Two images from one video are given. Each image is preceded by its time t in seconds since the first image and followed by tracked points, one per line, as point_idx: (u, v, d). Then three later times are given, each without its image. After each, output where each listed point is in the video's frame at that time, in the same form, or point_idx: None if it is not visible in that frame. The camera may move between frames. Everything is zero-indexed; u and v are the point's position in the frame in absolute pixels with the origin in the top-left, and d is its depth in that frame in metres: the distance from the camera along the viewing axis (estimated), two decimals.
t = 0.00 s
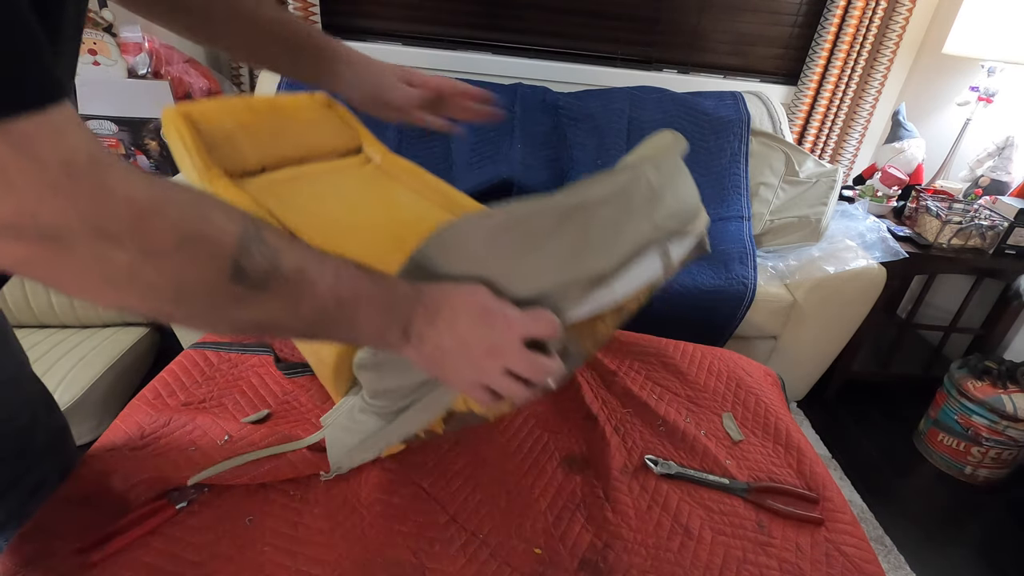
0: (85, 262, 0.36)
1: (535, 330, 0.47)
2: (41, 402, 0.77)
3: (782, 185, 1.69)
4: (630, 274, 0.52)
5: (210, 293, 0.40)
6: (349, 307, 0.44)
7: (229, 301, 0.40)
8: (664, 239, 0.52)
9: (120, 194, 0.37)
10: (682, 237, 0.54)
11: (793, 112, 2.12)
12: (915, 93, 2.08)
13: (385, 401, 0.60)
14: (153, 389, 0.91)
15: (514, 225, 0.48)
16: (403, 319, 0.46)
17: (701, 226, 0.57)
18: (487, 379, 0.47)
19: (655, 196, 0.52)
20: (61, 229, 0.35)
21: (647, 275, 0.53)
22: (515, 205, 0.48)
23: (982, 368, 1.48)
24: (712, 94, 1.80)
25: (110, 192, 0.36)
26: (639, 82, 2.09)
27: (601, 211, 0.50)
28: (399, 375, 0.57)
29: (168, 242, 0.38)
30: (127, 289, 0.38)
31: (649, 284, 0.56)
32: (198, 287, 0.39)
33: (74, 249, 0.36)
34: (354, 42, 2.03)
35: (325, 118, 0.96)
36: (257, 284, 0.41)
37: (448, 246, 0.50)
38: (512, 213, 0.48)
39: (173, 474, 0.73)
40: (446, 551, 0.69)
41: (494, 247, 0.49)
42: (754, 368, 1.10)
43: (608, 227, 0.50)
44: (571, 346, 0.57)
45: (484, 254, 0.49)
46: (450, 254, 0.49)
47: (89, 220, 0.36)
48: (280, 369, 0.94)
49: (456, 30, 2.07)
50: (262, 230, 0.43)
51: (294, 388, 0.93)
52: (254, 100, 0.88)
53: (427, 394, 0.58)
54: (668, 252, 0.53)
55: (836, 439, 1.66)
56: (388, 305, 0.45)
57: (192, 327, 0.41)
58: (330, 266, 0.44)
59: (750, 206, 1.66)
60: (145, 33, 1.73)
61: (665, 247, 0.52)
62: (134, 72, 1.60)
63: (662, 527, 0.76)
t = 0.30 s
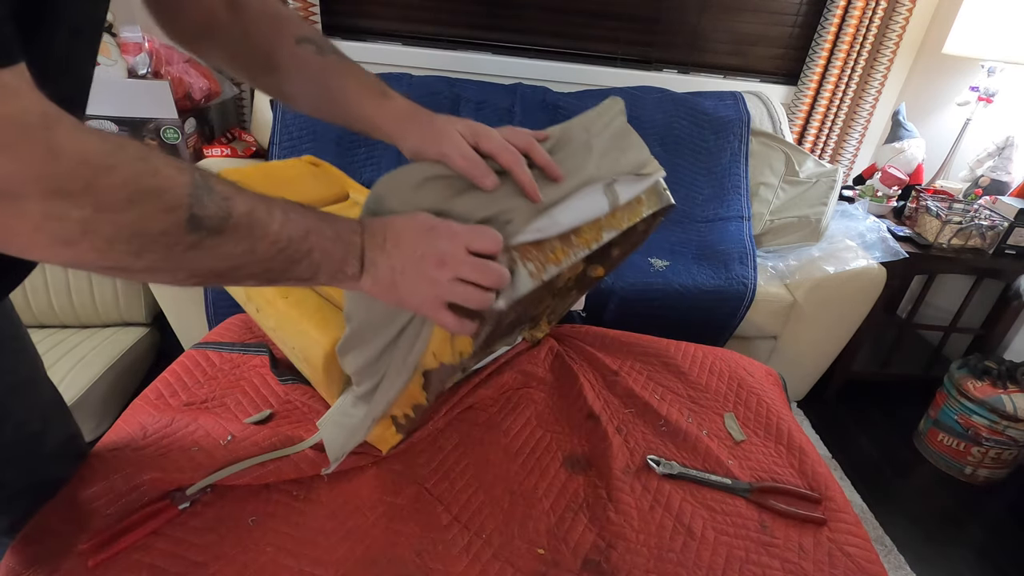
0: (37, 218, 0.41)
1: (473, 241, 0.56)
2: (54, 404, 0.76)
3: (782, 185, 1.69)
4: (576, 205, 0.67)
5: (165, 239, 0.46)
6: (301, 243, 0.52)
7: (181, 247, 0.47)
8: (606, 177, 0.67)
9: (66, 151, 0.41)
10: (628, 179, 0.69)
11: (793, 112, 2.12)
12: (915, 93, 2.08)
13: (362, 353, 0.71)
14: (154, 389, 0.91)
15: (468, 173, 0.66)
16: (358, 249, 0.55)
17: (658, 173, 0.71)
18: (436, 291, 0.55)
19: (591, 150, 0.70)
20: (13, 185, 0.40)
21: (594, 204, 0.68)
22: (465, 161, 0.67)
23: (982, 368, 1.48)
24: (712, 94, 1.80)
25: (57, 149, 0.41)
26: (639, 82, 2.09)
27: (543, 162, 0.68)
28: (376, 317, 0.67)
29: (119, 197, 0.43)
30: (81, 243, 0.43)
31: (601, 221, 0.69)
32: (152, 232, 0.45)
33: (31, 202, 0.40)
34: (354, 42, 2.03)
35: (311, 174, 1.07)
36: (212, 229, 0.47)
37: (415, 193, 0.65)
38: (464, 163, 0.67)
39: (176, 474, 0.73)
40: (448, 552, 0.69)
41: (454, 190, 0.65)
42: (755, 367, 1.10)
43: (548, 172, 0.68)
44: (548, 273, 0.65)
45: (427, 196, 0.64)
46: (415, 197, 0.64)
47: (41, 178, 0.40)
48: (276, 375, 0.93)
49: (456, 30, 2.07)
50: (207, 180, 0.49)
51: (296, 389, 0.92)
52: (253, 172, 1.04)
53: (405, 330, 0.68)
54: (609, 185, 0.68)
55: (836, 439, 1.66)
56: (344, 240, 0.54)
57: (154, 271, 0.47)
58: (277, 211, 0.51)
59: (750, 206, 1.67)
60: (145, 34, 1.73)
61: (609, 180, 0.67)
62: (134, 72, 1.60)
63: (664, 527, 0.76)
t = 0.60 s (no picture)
0: (16, 229, 0.42)
1: (458, 218, 0.59)
2: (56, 405, 0.75)
3: (782, 185, 1.69)
4: (547, 178, 0.68)
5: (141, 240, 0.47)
6: (282, 231, 0.54)
7: (162, 244, 0.49)
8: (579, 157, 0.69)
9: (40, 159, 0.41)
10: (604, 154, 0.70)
11: (793, 112, 2.12)
12: (915, 93, 2.08)
13: (353, 334, 0.73)
14: (154, 389, 0.91)
15: (430, 154, 0.67)
16: (340, 234, 0.57)
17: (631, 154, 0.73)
18: (421, 263, 0.58)
19: (557, 128, 0.72)
20: None
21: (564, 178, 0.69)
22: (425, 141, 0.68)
23: (982, 368, 1.48)
24: (711, 94, 1.80)
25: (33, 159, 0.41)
26: (639, 82, 2.09)
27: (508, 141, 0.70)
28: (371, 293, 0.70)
29: (96, 206, 0.44)
30: (63, 249, 0.45)
31: (573, 195, 0.71)
32: (129, 236, 0.47)
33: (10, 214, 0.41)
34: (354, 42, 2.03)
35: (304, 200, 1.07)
36: (189, 227, 0.49)
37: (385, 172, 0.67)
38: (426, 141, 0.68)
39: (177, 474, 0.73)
40: (449, 552, 0.69)
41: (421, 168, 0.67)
42: (755, 367, 1.10)
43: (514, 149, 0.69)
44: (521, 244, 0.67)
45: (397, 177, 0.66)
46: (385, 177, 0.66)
47: (18, 192, 0.41)
48: (273, 377, 0.92)
49: (456, 31, 2.07)
50: (183, 177, 0.49)
51: (296, 390, 0.92)
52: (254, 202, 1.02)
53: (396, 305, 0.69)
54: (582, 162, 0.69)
55: (836, 439, 1.66)
56: (324, 224, 0.57)
57: (138, 267, 0.50)
58: (255, 201, 0.53)
59: (750, 206, 1.67)
60: (145, 33, 1.73)
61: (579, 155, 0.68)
62: (134, 72, 1.59)
63: (665, 527, 0.76)
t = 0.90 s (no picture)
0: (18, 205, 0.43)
1: (453, 220, 0.58)
2: (56, 405, 0.75)
3: (782, 185, 1.69)
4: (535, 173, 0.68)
5: (139, 222, 0.47)
6: (279, 215, 0.53)
7: (160, 225, 0.48)
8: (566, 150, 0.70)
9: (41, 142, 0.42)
10: (591, 147, 0.71)
11: (793, 112, 2.12)
12: (915, 93, 2.08)
13: (350, 327, 0.73)
14: (153, 389, 0.91)
15: (411, 147, 0.68)
16: (340, 218, 0.56)
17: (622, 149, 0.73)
18: (413, 261, 0.57)
19: (543, 125, 0.73)
20: None
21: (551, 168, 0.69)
22: (407, 134, 0.69)
23: (982, 368, 1.48)
24: (712, 94, 1.80)
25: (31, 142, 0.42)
26: (639, 82, 2.09)
27: (492, 134, 0.71)
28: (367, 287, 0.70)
29: (91, 181, 0.44)
30: (60, 227, 0.45)
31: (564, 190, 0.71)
32: (124, 217, 0.47)
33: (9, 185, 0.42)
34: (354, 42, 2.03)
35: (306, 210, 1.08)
36: (185, 209, 0.49)
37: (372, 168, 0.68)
38: (408, 135, 0.69)
39: (176, 474, 0.73)
40: (446, 552, 0.69)
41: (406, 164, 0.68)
42: (754, 367, 1.10)
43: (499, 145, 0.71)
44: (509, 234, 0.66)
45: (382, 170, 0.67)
46: (372, 171, 0.67)
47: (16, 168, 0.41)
48: (271, 378, 0.92)
49: (456, 30, 2.07)
50: (179, 161, 0.49)
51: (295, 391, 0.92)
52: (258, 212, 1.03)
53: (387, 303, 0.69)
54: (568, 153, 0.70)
55: (836, 439, 1.66)
56: (323, 208, 0.56)
57: (136, 246, 0.50)
58: (249, 181, 0.53)
59: (750, 206, 1.67)
60: (145, 33, 1.73)
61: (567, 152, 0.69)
62: (134, 72, 1.59)
63: (663, 528, 0.76)
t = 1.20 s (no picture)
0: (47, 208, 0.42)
1: (491, 262, 0.59)
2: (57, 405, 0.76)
3: (782, 184, 1.69)
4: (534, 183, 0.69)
5: (164, 229, 0.47)
6: (308, 230, 0.53)
7: (183, 234, 0.48)
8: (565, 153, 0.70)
9: (71, 149, 0.42)
10: (591, 151, 0.70)
11: (793, 112, 2.12)
12: (915, 93, 2.08)
13: (350, 328, 0.73)
14: (153, 389, 0.91)
15: (401, 136, 0.69)
16: (372, 236, 0.56)
17: (623, 150, 0.72)
18: (440, 287, 0.58)
19: (544, 125, 0.72)
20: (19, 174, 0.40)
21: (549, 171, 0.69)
22: (397, 124, 0.70)
23: (982, 368, 1.48)
24: (712, 94, 1.80)
25: (60, 145, 0.41)
26: (639, 82, 2.09)
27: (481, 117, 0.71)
28: (368, 297, 0.70)
29: (120, 187, 0.44)
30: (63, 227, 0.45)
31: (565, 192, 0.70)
32: (148, 223, 0.46)
33: (37, 188, 0.41)
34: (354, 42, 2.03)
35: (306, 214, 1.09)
36: (211, 219, 0.49)
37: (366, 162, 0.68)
38: (397, 125, 0.69)
39: (176, 474, 0.73)
40: (447, 552, 0.69)
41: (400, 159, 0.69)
42: (754, 367, 1.10)
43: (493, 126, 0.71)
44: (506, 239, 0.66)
45: (381, 170, 0.68)
46: (369, 169, 0.68)
47: (45, 172, 0.41)
48: (271, 378, 0.92)
49: (455, 31, 2.06)
50: (209, 170, 0.49)
51: (294, 392, 0.92)
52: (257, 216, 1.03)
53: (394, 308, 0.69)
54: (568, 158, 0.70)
55: (836, 439, 1.66)
56: (357, 224, 0.55)
57: (159, 251, 0.49)
58: (282, 196, 0.52)
59: (750, 206, 1.67)
60: (145, 33, 1.73)
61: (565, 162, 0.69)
62: (134, 72, 1.59)
63: (663, 527, 0.76)
